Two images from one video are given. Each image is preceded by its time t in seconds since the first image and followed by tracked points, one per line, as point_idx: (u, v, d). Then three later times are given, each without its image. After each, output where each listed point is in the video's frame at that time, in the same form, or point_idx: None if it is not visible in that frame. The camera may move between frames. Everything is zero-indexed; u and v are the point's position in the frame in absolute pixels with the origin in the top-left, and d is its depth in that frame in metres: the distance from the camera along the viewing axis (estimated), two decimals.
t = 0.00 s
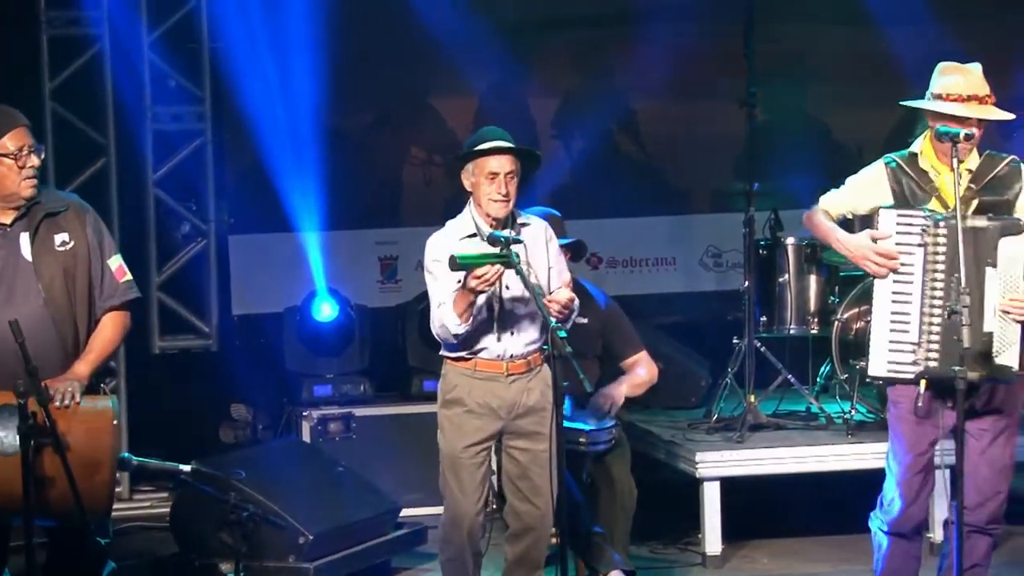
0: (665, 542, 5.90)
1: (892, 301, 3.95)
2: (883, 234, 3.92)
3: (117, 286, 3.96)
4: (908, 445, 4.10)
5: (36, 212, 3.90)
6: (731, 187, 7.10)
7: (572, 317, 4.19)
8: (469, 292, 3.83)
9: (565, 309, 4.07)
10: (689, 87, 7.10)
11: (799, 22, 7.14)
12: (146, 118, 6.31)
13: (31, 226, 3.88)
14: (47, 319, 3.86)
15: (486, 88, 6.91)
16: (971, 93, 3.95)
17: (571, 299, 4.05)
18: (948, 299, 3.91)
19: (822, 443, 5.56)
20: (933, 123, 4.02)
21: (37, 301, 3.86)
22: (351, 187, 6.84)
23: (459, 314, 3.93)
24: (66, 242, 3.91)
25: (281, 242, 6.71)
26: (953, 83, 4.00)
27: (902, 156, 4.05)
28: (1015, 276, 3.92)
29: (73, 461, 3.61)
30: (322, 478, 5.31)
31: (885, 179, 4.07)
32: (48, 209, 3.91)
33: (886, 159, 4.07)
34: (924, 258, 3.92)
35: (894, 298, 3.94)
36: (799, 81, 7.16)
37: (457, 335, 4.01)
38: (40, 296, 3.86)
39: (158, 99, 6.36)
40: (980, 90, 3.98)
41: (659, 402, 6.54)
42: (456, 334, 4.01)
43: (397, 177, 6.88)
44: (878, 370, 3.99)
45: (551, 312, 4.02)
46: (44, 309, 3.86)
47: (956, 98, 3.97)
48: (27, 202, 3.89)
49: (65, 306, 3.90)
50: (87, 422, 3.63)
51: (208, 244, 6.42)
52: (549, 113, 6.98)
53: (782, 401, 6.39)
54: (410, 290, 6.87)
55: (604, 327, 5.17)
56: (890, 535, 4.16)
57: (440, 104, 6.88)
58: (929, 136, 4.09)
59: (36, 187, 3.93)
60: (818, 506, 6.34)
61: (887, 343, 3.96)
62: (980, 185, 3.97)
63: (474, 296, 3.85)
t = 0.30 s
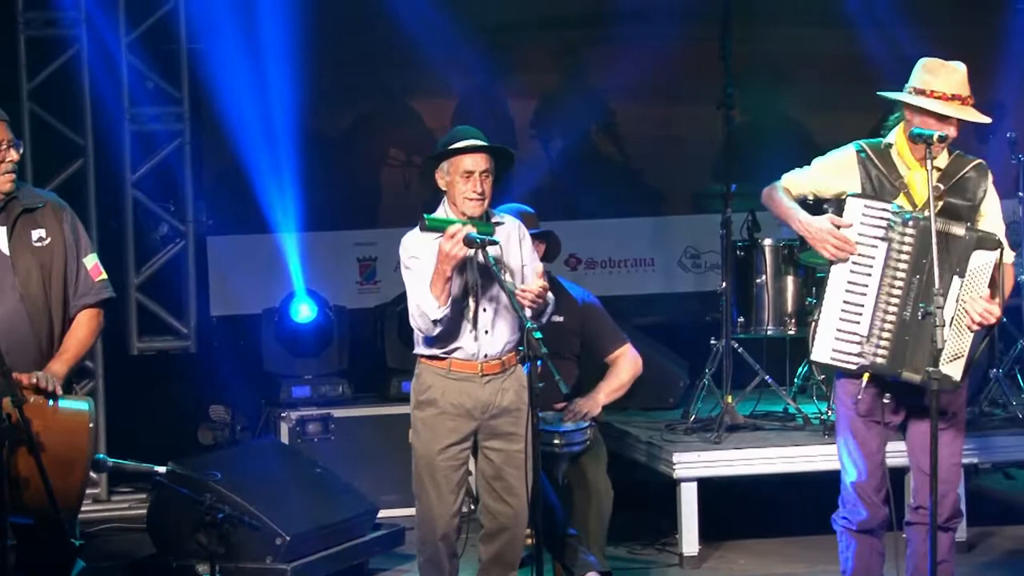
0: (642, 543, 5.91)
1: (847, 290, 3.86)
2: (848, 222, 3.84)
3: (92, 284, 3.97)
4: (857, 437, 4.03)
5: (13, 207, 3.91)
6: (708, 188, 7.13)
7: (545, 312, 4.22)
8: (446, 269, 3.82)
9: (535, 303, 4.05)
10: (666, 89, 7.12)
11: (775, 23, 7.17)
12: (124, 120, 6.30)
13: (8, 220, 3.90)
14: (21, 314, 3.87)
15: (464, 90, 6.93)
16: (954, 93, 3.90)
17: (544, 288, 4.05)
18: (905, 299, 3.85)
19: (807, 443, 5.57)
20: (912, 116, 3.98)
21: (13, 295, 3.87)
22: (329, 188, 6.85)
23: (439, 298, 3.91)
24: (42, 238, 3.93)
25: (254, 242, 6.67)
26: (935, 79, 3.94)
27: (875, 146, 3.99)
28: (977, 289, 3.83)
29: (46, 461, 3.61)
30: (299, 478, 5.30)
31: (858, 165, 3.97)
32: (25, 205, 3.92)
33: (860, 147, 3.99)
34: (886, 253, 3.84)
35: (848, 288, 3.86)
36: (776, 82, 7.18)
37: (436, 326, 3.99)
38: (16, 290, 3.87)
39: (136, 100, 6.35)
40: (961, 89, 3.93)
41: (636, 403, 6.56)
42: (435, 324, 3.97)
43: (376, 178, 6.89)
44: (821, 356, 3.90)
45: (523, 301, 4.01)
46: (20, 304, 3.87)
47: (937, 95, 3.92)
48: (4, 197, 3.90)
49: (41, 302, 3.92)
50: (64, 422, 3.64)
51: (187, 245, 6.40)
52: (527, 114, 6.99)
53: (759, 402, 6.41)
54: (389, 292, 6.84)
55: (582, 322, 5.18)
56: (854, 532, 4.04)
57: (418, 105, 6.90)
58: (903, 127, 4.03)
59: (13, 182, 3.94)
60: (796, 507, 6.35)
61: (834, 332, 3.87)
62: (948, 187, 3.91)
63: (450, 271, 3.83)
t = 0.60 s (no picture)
0: (619, 542, 5.93)
1: (810, 293, 3.88)
2: (812, 226, 3.85)
3: (69, 291, 3.93)
4: (819, 441, 4.05)
5: None
6: (686, 189, 7.14)
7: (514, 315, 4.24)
8: (415, 278, 3.86)
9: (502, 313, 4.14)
10: (644, 89, 7.13)
11: (753, 24, 7.19)
12: (101, 120, 6.29)
13: None
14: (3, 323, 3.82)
15: (443, 90, 6.93)
16: (919, 102, 3.93)
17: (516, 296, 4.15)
18: (872, 306, 3.87)
19: (784, 444, 5.56)
20: (873, 122, 3.96)
21: None
22: (308, 189, 6.84)
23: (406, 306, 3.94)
24: (23, 246, 3.89)
25: (230, 243, 6.71)
26: (898, 86, 3.96)
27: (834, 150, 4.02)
28: (955, 306, 3.86)
29: (21, 463, 3.62)
30: (277, 478, 5.28)
31: (818, 168, 3.98)
32: (7, 211, 3.89)
33: (818, 150, 4.02)
34: (853, 259, 3.86)
35: (811, 292, 3.88)
36: (754, 82, 7.20)
37: (403, 333, 4.01)
38: None
39: (113, 100, 6.34)
40: (925, 97, 3.96)
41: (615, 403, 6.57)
42: (403, 331, 4.00)
43: (354, 178, 6.89)
44: (782, 360, 3.92)
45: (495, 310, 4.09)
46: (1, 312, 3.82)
47: (902, 104, 3.94)
48: None
49: (20, 309, 3.87)
50: (40, 424, 3.64)
51: (165, 245, 6.38)
52: (505, 115, 7.01)
53: (736, 402, 6.43)
54: (367, 293, 6.84)
55: (558, 324, 5.18)
56: (821, 537, 4.07)
57: (396, 105, 6.90)
58: (863, 131, 4.04)
59: None
60: (773, 508, 6.36)
61: (796, 334, 3.89)
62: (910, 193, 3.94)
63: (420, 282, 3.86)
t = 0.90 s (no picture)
0: (596, 541, 5.94)
1: (779, 293, 3.86)
2: (778, 227, 3.84)
3: (43, 289, 3.93)
4: (789, 441, 4.06)
5: None
6: (663, 188, 7.15)
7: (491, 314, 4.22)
8: (391, 261, 3.85)
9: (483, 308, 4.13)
10: (621, 89, 7.15)
11: (729, 24, 7.23)
12: (79, 119, 6.27)
13: None
14: None
15: (420, 90, 6.95)
16: (875, 98, 3.93)
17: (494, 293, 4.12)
18: (845, 304, 3.84)
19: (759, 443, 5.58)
20: (832, 121, 3.96)
21: None
22: (285, 188, 6.85)
23: (385, 289, 3.94)
24: None
25: (213, 243, 6.70)
26: (853, 84, 3.96)
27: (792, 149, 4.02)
28: (932, 303, 3.89)
29: None
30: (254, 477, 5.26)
31: (779, 168, 3.98)
32: None
33: (778, 149, 4.02)
34: (823, 257, 3.83)
35: (781, 292, 3.86)
36: (730, 82, 7.23)
37: (384, 323, 3.99)
38: None
39: (90, 99, 6.33)
40: (880, 92, 3.97)
41: (591, 401, 6.58)
42: (384, 321, 3.99)
43: (331, 178, 6.89)
44: (754, 363, 3.89)
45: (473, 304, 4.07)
46: None
47: (859, 101, 3.94)
48: None
49: None
50: (13, 427, 3.66)
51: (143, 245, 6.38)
52: (482, 114, 7.02)
53: (714, 400, 6.46)
54: (344, 292, 6.86)
55: (533, 323, 5.16)
56: (792, 537, 4.07)
57: (374, 104, 6.91)
58: (821, 130, 4.03)
59: None
60: (749, 506, 6.36)
61: (768, 336, 3.87)
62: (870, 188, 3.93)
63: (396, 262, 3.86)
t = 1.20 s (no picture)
0: (571, 540, 5.95)
1: (751, 293, 3.86)
2: (748, 228, 3.82)
3: (13, 290, 3.93)
4: (762, 441, 4.06)
5: None
6: (639, 188, 7.16)
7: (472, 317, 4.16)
8: (367, 270, 3.85)
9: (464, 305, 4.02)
10: (597, 88, 7.17)
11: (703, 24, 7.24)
12: (54, 117, 6.22)
13: None
14: None
15: (396, 90, 6.96)
16: (837, 97, 3.94)
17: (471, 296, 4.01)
18: (816, 303, 3.85)
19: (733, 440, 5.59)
20: (796, 122, 3.98)
21: None
22: (261, 187, 6.85)
23: (360, 296, 3.93)
24: None
25: (187, 243, 6.69)
26: (816, 84, 3.98)
27: (758, 149, 4.03)
28: (909, 305, 3.89)
29: None
30: (230, 477, 5.23)
31: (745, 168, 3.98)
32: None
33: (744, 149, 4.03)
34: (792, 257, 3.84)
35: (752, 292, 3.86)
36: (705, 82, 7.25)
37: (360, 328, 3.99)
38: None
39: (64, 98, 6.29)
40: (842, 91, 3.99)
41: (567, 400, 6.59)
42: (360, 326, 3.98)
43: (307, 177, 6.89)
44: (726, 362, 3.89)
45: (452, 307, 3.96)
46: None
47: (821, 101, 3.95)
48: None
49: None
50: None
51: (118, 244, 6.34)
52: (458, 114, 7.04)
53: (688, 399, 6.49)
54: (321, 291, 6.84)
55: (508, 323, 5.16)
56: (765, 535, 4.08)
57: (350, 103, 6.90)
58: (786, 131, 4.05)
59: None
60: (724, 506, 6.37)
61: (740, 336, 3.87)
62: (837, 186, 3.94)
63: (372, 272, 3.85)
